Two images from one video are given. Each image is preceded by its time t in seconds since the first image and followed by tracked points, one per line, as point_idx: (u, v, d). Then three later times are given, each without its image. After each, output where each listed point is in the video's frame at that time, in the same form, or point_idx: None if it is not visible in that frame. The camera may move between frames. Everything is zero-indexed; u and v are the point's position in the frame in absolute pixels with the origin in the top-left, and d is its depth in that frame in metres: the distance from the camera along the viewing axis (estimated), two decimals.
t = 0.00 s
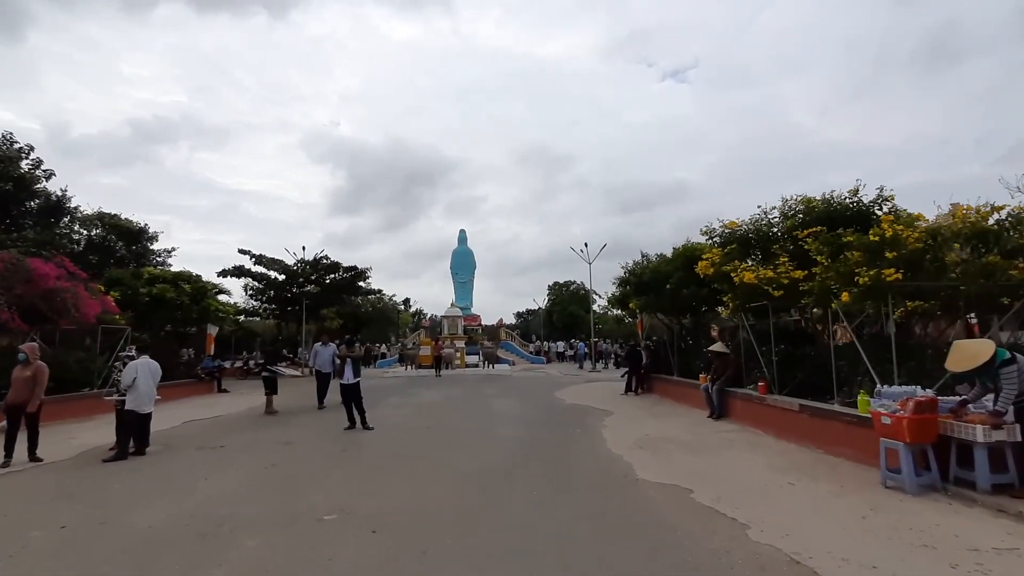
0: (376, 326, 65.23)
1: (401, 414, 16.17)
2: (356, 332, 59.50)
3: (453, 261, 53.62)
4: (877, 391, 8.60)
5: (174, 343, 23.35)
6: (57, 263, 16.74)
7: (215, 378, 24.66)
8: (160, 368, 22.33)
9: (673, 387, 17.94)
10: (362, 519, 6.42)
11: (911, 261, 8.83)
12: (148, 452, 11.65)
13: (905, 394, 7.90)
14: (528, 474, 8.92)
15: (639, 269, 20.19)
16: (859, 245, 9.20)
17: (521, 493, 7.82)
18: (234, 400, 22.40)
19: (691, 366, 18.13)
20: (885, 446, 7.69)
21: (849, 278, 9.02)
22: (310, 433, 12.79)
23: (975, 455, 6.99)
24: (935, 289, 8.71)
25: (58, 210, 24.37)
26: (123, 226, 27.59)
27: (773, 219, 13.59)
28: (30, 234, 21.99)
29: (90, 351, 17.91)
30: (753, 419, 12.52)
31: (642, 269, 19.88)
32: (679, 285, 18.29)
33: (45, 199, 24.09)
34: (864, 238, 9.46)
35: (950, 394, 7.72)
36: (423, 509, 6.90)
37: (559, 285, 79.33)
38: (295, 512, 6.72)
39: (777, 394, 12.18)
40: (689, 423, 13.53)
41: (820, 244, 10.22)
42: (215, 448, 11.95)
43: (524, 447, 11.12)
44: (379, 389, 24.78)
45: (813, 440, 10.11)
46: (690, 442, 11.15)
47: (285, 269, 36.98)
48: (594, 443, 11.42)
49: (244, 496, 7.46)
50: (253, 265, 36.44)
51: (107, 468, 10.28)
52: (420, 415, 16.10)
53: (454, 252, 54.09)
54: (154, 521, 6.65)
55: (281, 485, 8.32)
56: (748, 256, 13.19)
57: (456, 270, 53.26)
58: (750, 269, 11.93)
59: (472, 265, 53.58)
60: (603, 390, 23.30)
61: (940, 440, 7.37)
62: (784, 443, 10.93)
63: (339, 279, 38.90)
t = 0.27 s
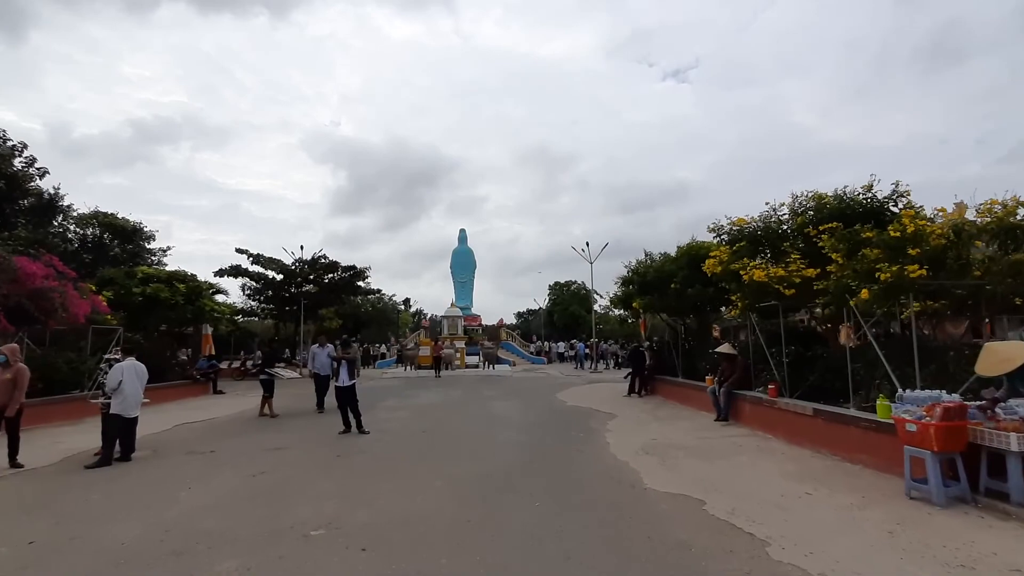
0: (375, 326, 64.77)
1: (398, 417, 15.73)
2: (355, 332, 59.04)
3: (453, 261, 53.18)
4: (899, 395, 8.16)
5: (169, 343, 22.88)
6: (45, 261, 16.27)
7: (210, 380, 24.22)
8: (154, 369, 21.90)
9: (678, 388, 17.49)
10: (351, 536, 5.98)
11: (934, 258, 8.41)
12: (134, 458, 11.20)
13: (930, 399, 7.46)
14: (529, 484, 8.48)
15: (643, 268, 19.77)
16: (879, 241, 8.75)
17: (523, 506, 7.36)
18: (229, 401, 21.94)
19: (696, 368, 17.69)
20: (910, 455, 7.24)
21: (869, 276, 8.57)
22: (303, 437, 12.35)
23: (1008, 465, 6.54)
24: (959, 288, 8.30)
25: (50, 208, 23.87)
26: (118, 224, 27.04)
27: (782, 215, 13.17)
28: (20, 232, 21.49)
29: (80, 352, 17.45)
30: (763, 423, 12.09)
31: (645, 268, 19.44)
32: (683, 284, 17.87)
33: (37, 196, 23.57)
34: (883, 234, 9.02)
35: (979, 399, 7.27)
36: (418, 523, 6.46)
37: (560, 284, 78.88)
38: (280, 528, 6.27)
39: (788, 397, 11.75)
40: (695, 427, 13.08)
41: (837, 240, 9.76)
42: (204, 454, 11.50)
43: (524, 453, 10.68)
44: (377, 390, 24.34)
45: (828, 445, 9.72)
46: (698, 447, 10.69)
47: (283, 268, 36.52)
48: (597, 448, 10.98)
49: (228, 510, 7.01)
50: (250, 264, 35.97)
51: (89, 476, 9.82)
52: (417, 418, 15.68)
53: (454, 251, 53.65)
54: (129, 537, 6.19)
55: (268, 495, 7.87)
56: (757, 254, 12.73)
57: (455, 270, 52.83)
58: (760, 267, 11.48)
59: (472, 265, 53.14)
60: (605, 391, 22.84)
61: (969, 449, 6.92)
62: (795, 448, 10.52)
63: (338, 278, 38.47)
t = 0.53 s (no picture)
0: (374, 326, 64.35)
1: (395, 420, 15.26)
2: (353, 332, 58.61)
3: (452, 260, 52.70)
4: (924, 398, 7.70)
5: (162, 343, 22.43)
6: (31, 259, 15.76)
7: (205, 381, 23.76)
8: (146, 370, 21.44)
9: (683, 389, 17.03)
10: (336, 553, 5.51)
11: (959, 252, 7.96)
12: (117, 463, 10.73)
13: (959, 403, 6.98)
14: (529, 492, 8.01)
15: (646, 266, 19.32)
16: (901, 234, 8.30)
17: (524, 518, 6.87)
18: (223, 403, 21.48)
19: (701, 368, 17.22)
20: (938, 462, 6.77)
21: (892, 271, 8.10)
22: (295, 441, 11.88)
23: None
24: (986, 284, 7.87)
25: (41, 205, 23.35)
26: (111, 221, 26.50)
27: (792, 210, 12.71)
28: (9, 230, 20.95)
29: (68, 353, 16.98)
30: (773, 426, 11.63)
31: (648, 266, 18.98)
32: (688, 283, 17.41)
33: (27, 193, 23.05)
34: (905, 227, 8.57)
35: (1010, 403, 6.81)
36: (411, 538, 5.99)
37: (559, 284, 78.50)
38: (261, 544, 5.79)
39: (800, 399, 11.30)
40: (702, 430, 12.60)
41: (855, 234, 9.30)
42: (191, 458, 11.03)
43: (523, 458, 10.21)
44: (374, 392, 23.87)
45: (843, 451, 9.29)
46: (706, 452, 10.23)
47: (280, 267, 36.05)
48: (599, 453, 10.51)
49: (207, 523, 6.55)
50: (247, 263, 35.50)
51: (66, 482, 9.34)
52: (413, 421, 15.22)
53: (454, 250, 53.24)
54: (96, 553, 5.71)
55: (252, 505, 7.41)
56: (767, 250, 12.27)
57: (455, 269, 52.39)
58: (771, 263, 11.02)
59: (472, 264, 52.71)
60: (607, 392, 22.36)
61: (1003, 457, 6.45)
62: (809, 452, 10.07)
63: (336, 277, 38.01)
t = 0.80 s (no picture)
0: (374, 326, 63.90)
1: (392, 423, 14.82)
2: (352, 332, 58.17)
3: (452, 259, 52.28)
4: (950, 402, 7.25)
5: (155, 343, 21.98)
6: (17, 257, 15.30)
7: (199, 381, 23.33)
8: (139, 370, 20.99)
9: (688, 391, 16.57)
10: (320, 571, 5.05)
11: (988, 248, 7.51)
12: (100, 469, 10.29)
13: (990, 408, 6.54)
14: (530, 503, 7.58)
15: (649, 265, 18.86)
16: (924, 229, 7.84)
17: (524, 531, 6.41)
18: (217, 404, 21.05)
19: (707, 369, 16.76)
20: (968, 471, 6.34)
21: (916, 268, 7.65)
22: (287, 445, 11.44)
23: None
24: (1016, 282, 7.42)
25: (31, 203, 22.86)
26: (103, 219, 25.97)
27: (802, 206, 12.28)
28: None
29: (56, 353, 16.53)
30: (784, 430, 11.20)
31: (652, 265, 18.52)
32: (693, 282, 16.96)
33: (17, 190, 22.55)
34: (927, 221, 8.11)
35: None
36: (403, 554, 5.53)
37: (560, 283, 78.04)
38: (239, 561, 5.33)
39: (812, 402, 10.85)
40: (709, 434, 12.14)
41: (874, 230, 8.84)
42: (177, 463, 10.58)
43: (524, 464, 9.77)
44: (372, 393, 23.42)
45: (861, 456, 8.86)
46: (715, 458, 9.78)
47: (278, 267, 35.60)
48: (603, 458, 10.07)
49: (184, 537, 6.09)
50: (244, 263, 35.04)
51: (44, 490, 8.90)
52: (409, 424, 14.77)
53: (454, 250, 52.79)
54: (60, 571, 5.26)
55: (235, 516, 6.97)
56: (777, 247, 11.81)
57: (455, 268, 51.93)
58: (783, 260, 10.58)
59: (472, 263, 52.27)
60: (609, 394, 21.90)
61: None
62: (823, 458, 9.65)
63: (334, 277, 37.57)
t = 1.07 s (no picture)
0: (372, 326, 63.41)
1: (388, 425, 14.36)
2: (351, 332, 57.68)
3: (451, 258, 51.82)
4: (980, 407, 6.77)
5: (145, 343, 21.48)
6: None
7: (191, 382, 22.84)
8: (129, 371, 20.49)
9: (692, 393, 16.07)
10: None
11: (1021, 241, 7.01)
12: (77, 474, 9.80)
13: None
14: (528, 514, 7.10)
15: (652, 263, 18.36)
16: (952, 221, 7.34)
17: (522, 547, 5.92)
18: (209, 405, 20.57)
19: (712, 370, 16.27)
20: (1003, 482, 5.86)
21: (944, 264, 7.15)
22: (275, 449, 10.94)
23: None
24: None
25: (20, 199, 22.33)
26: (94, 216, 25.42)
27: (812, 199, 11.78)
28: None
29: (40, 353, 16.03)
30: (795, 434, 10.73)
31: (655, 263, 18.00)
32: (698, 280, 16.45)
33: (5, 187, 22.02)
34: (954, 213, 7.62)
35: None
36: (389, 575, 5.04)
37: (560, 283, 77.54)
38: None
39: (824, 405, 10.37)
40: (716, 438, 11.65)
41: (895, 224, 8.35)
42: (158, 469, 10.08)
43: (521, 471, 9.28)
44: (369, 394, 22.93)
45: (879, 463, 8.39)
46: (724, 464, 9.29)
47: (274, 265, 35.10)
48: (606, 464, 9.59)
49: (151, 554, 5.60)
50: (240, 261, 34.53)
51: (14, 497, 8.41)
52: (403, 426, 14.30)
53: (453, 249, 52.30)
54: None
55: (209, 534, 6.48)
56: (788, 243, 11.31)
57: (454, 267, 51.45)
58: (795, 257, 10.08)
59: (471, 262, 51.79)
60: (610, 395, 21.40)
61: None
62: (838, 464, 9.18)
63: (331, 276, 37.06)
